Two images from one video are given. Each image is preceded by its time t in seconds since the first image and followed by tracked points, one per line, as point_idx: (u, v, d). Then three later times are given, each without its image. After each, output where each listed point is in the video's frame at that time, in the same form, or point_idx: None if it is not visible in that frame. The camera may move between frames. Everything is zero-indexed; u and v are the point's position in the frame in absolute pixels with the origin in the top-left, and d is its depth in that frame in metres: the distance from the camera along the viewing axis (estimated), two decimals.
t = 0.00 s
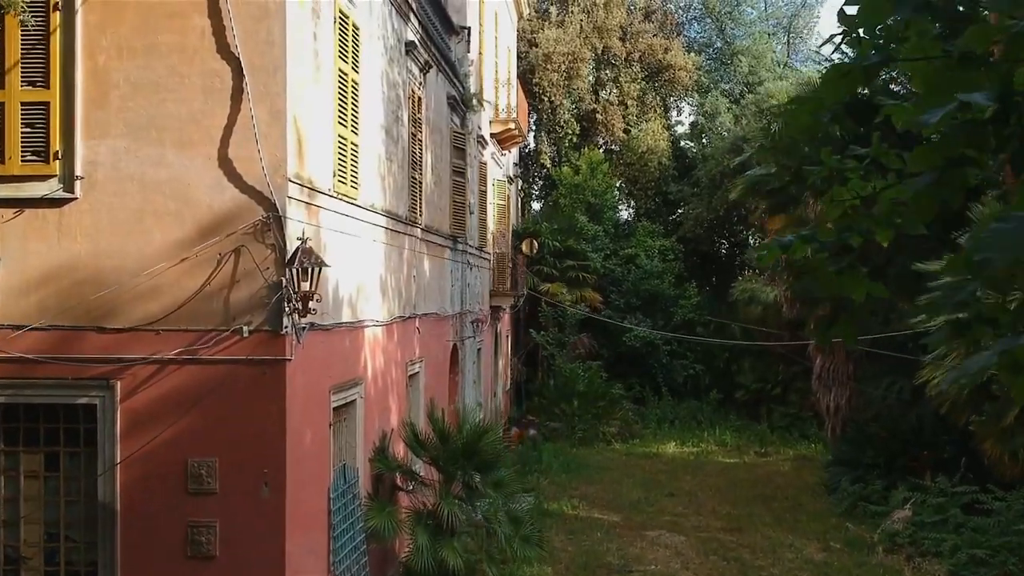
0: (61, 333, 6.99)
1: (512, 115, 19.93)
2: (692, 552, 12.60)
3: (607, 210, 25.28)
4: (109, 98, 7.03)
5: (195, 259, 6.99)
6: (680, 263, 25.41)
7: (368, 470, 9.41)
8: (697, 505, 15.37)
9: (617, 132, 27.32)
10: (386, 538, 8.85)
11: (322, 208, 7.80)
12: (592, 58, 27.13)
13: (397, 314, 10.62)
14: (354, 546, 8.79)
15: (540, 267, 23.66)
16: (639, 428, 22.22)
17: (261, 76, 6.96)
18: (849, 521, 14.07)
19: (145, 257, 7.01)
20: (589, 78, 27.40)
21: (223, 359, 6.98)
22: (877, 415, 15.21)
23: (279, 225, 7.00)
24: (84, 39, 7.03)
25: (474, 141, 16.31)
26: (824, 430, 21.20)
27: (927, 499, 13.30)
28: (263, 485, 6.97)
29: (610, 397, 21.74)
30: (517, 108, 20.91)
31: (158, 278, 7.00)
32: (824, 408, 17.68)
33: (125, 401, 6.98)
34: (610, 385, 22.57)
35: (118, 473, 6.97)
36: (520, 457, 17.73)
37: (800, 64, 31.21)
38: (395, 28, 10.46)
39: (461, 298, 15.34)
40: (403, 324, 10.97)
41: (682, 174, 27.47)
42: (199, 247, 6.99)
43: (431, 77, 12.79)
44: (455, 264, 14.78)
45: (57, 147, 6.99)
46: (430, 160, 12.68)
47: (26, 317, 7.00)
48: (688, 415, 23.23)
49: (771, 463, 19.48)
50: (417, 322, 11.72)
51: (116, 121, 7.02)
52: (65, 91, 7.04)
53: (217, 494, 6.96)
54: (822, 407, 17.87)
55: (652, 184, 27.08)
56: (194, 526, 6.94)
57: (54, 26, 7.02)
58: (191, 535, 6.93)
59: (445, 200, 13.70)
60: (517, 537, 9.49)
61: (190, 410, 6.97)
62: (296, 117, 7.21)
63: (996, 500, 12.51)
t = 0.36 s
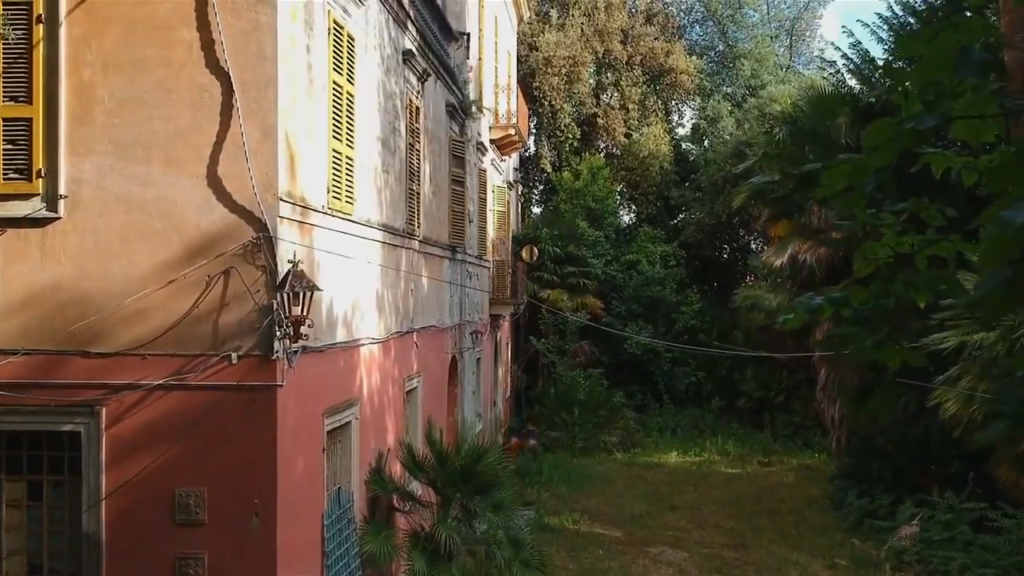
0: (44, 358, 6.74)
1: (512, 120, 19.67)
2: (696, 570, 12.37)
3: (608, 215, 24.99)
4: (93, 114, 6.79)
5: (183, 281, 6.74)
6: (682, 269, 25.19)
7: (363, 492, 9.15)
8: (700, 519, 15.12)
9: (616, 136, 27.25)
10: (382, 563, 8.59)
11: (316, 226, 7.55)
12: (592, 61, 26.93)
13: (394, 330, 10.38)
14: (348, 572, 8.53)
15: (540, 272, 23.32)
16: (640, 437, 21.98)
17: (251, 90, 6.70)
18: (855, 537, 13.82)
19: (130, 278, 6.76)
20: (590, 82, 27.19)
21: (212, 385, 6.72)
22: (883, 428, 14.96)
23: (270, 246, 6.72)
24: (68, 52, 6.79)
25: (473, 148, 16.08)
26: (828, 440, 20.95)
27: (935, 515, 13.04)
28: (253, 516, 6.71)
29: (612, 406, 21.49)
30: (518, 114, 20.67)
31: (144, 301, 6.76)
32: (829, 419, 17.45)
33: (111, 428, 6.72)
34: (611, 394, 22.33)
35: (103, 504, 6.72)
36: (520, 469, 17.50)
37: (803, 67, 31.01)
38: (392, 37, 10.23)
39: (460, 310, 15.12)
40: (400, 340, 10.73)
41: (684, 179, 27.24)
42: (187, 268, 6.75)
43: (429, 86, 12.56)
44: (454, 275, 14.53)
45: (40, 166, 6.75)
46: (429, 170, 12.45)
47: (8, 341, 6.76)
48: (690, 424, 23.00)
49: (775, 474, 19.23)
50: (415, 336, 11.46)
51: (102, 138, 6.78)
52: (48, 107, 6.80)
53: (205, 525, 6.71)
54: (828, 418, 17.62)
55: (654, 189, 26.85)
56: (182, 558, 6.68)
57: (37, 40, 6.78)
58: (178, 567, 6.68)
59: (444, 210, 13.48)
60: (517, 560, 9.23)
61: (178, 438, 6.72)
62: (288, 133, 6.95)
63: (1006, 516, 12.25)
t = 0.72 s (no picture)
0: (27, 384, 6.52)
1: (512, 126, 19.41)
2: None
3: (609, 221, 24.72)
4: (77, 131, 6.55)
5: (169, 306, 6.51)
6: (684, 274, 24.95)
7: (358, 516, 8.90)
8: (703, 534, 14.87)
9: (618, 141, 27.04)
10: None
11: (308, 246, 7.30)
12: (593, 65, 26.67)
13: (390, 347, 10.13)
14: None
15: (542, 280, 23.07)
16: (642, 446, 21.75)
17: (239, 107, 6.47)
18: (861, 553, 13.56)
19: (115, 302, 6.53)
20: (590, 86, 26.92)
21: (200, 414, 6.47)
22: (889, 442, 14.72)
23: (260, 268, 6.49)
24: (51, 67, 6.55)
25: (473, 156, 15.92)
26: (832, 449, 20.72)
27: (943, 530, 12.77)
28: (242, 548, 6.46)
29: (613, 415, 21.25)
30: (518, 119, 20.41)
31: (130, 325, 6.52)
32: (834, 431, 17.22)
33: (95, 458, 6.47)
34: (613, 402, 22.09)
35: (87, 537, 6.48)
36: (520, 481, 17.28)
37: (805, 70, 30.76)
38: (388, 46, 9.99)
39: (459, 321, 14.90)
40: (397, 357, 10.49)
41: (686, 184, 26.98)
42: (173, 292, 6.50)
43: (427, 95, 12.31)
44: (453, 287, 14.26)
45: (22, 185, 6.51)
46: (427, 180, 12.20)
47: None
48: (691, 432, 22.78)
49: (778, 486, 19.01)
50: (412, 352, 11.23)
51: (86, 157, 6.54)
52: (30, 124, 6.56)
53: (193, 558, 6.46)
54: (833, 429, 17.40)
55: (655, 194, 26.60)
56: None
57: (19, 54, 6.54)
58: None
59: (442, 221, 13.22)
60: None
61: (164, 468, 6.48)
62: (278, 151, 6.72)
63: (1017, 533, 11.98)
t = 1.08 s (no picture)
0: (6, 414, 6.24)
1: (512, 132, 19.17)
2: None
3: (610, 227, 24.45)
4: (59, 150, 6.29)
5: (155, 332, 6.26)
6: (685, 281, 24.73)
7: (354, 541, 8.64)
8: (707, 549, 14.63)
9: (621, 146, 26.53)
10: None
11: (301, 267, 7.07)
12: (594, 69, 26.48)
13: (387, 366, 9.90)
14: None
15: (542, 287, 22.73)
16: (644, 455, 21.52)
17: (227, 126, 6.25)
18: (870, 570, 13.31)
19: (99, 328, 6.27)
20: (591, 91, 26.70)
21: (188, 445, 6.24)
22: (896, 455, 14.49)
23: (249, 293, 6.28)
24: (31, 84, 6.29)
25: (473, 165, 15.68)
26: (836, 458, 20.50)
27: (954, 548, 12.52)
28: None
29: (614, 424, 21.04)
30: (518, 125, 20.16)
31: (114, 352, 6.26)
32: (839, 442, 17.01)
33: (78, 490, 6.18)
34: (614, 411, 21.85)
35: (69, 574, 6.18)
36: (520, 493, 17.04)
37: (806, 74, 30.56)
38: (384, 57, 9.77)
39: (458, 332, 14.66)
40: (394, 374, 10.25)
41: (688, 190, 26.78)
42: (159, 318, 6.26)
43: (425, 105, 12.09)
44: (451, 299, 14.02)
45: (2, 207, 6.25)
46: (425, 193, 11.98)
47: None
48: (695, 442, 22.58)
49: (781, 496, 18.79)
50: (410, 368, 10.99)
51: (68, 177, 6.28)
52: (9, 143, 6.31)
53: None
54: (837, 440, 17.18)
55: (655, 199, 26.40)
56: None
57: None
58: None
59: (440, 233, 13.00)
60: None
61: (150, 500, 6.22)
62: (269, 171, 6.49)
63: None
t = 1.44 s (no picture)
0: None
1: (511, 139, 18.95)
2: None
3: (611, 234, 24.17)
4: (40, 171, 6.04)
5: (140, 362, 6.03)
6: (686, 287, 24.51)
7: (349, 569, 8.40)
8: (710, 566, 14.42)
9: (619, 150, 26.41)
10: None
11: (292, 290, 6.84)
12: (594, 74, 26.22)
13: (383, 385, 9.67)
14: None
15: (542, 294, 22.78)
16: (646, 464, 21.31)
17: (215, 147, 6.02)
18: None
19: (82, 357, 6.03)
20: (592, 95, 26.44)
21: (174, 480, 6.01)
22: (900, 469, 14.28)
23: (238, 322, 6.05)
24: (12, 103, 6.05)
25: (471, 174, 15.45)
26: (838, 469, 20.29)
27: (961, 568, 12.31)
28: None
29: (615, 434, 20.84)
30: (518, 131, 19.92)
31: (98, 382, 6.02)
32: (842, 454, 16.81)
33: (61, 526, 5.93)
34: (615, 420, 21.64)
35: None
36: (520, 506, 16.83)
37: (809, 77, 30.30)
38: (380, 69, 9.53)
39: (456, 345, 14.43)
40: (391, 393, 10.02)
41: (689, 196, 26.57)
42: (144, 348, 6.03)
43: (424, 115, 11.86)
44: (450, 311, 13.79)
45: None
46: (423, 205, 11.74)
47: None
48: (696, 451, 22.38)
49: (783, 509, 18.60)
50: (407, 386, 10.74)
51: (49, 199, 6.03)
52: None
53: None
54: (840, 452, 17.00)
55: (656, 204, 26.19)
56: None
57: None
58: None
59: (439, 244, 12.76)
60: None
61: (135, 536, 5.98)
62: (259, 193, 6.25)
63: None
